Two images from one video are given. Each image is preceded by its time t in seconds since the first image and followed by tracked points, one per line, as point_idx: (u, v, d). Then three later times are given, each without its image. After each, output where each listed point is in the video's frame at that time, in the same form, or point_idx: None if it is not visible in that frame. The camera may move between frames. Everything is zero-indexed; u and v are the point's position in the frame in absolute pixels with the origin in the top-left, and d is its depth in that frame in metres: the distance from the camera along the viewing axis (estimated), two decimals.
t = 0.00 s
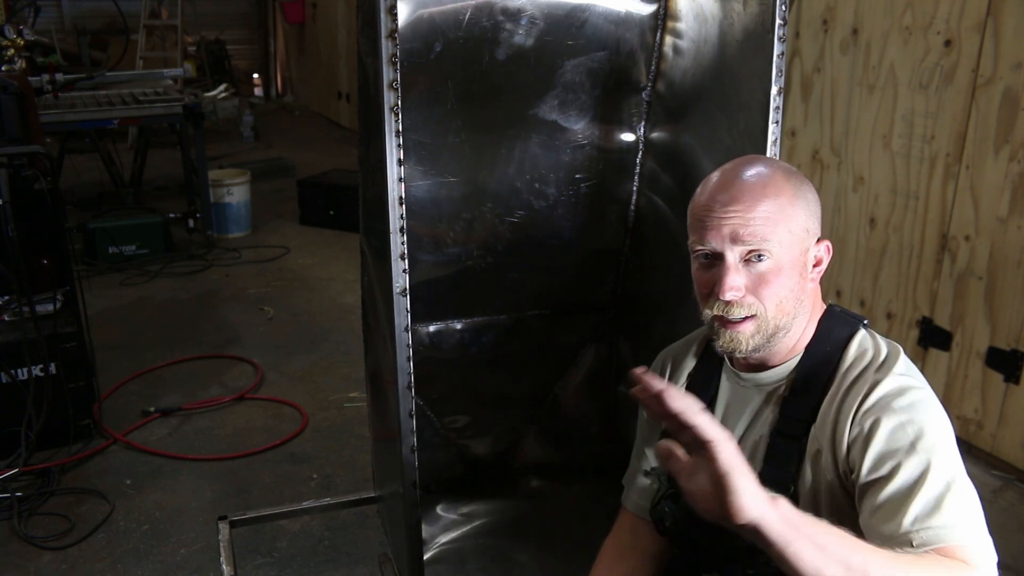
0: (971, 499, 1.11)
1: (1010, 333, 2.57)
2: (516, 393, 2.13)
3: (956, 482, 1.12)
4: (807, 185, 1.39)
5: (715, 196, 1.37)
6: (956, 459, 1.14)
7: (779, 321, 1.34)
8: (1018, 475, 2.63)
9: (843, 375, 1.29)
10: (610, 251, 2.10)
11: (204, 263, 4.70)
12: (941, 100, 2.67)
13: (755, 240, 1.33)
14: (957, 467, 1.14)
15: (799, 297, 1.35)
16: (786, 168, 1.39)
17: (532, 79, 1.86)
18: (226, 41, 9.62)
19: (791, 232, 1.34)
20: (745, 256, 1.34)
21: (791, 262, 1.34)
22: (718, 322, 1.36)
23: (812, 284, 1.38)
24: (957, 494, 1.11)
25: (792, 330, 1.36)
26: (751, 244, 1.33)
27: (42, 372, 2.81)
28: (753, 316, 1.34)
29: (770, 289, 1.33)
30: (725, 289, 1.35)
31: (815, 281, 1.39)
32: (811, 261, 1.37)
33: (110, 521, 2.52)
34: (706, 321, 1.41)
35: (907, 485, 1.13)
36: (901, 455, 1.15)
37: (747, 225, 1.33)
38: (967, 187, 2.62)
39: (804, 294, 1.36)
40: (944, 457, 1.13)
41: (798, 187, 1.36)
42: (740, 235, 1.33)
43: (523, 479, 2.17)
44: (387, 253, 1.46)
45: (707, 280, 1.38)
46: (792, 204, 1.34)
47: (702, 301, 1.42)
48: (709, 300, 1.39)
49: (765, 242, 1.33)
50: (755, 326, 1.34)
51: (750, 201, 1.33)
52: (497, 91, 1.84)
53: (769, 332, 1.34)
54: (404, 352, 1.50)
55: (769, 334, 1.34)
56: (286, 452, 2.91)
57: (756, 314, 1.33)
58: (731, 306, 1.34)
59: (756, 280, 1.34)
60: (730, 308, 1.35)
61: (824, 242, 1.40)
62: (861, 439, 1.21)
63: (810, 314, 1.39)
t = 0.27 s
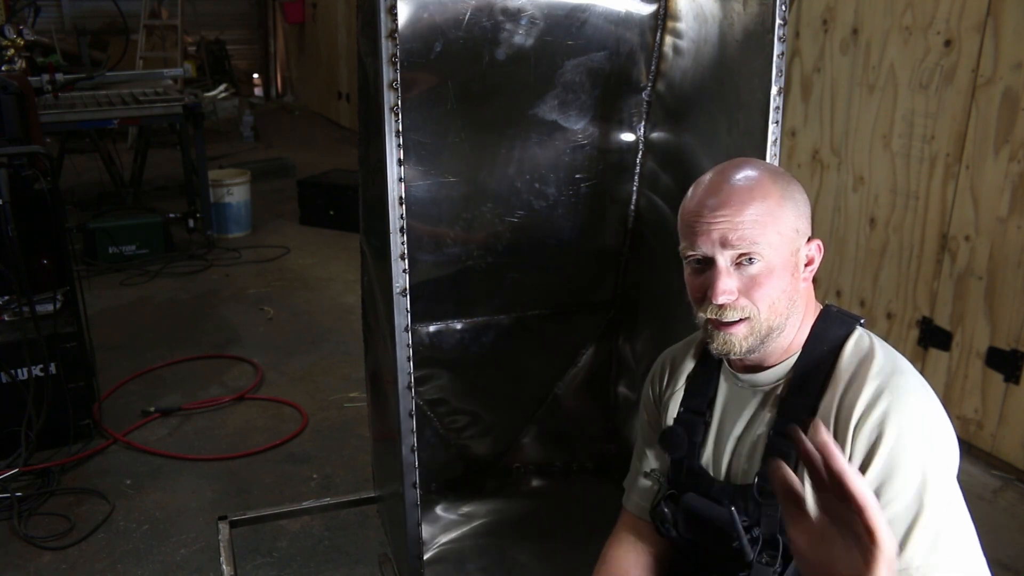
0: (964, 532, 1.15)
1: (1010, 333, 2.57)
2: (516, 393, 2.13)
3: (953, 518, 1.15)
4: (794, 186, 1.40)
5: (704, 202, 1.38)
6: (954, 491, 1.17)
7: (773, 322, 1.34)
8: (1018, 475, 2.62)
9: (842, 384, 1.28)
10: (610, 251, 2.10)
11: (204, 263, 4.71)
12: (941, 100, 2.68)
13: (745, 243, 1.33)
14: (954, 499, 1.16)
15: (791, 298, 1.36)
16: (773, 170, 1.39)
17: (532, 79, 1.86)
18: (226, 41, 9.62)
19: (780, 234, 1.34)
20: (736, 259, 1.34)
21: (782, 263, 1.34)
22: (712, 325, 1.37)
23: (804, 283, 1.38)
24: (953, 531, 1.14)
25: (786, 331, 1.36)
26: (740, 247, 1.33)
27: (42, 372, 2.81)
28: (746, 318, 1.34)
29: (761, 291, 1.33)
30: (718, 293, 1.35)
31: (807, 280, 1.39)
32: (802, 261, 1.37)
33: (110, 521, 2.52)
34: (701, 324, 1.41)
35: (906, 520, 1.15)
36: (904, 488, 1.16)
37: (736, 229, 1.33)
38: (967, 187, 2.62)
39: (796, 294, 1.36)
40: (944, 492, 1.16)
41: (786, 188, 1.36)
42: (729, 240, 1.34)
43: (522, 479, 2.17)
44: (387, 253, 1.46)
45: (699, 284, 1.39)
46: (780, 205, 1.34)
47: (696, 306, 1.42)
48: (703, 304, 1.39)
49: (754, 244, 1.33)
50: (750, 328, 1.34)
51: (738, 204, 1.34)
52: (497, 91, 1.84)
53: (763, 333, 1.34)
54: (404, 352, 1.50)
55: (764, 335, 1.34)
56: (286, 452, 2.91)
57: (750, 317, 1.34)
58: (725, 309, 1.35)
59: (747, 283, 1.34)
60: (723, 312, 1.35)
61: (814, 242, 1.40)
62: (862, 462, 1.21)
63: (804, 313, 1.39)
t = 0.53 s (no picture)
0: (969, 548, 1.15)
1: (1010, 333, 2.57)
2: (516, 393, 2.13)
3: (957, 535, 1.15)
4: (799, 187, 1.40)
5: (709, 196, 1.38)
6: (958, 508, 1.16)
7: (774, 319, 1.33)
8: (1018, 475, 2.62)
9: (841, 400, 1.26)
10: (610, 251, 2.11)
11: (204, 263, 4.71)
12: (941, 100, 2.68)
13: (749, 238, 1.33)
14: (958, 516, 1.16)
15: (793, 297, 1.35)
16: (778, 170, 1.40)
17: (532, 79, 1.86)
18: (226, 41, 9.62)
19: (784, 231, 1.34)
20: (740, 254, 1.34)
21: (785, 260, 1.34)
22: (713, 319, 1.36)
23: (806, 284, 1.38)
24: (957, 550, 1.15)
25: (786, 329, 1.35)
26: (745, 242, 1.33)
27: (42, 372, 2.81)
28: (748, 313, 1.33)
29: (764, 286, 1.33)
30: (720, 287, 1.35)
31: (809, 282, 1.39)
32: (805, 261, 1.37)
33: (110, 521, 2.52)
34: (701, 320, 1.41)
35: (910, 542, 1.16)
36: (906, 510, 1.16)
37: (742, 223, 1.33)
38: (967, 187, 2.62)
39: (798, 294, 1.36)
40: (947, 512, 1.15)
41: (792, 187, 1.37)
42: (734, 233, 1.33)
43: (522, 479, 2.17)
44: (387, 253, 1.46)
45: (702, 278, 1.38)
46: (785, 203, 1.34)
47: (696, 300, 1.41)
48: (705, 299, 1.39)
49: (759, 240, 1.33)
50: (750, 323, 1.33)
51: (744, 199, 1.34)
52: (497, 91, 1.84)
53: (765, 330, 1.33)
54: (404, 352, 1.50)
55: (764, 332, 1.33)
56: (286, 452, 2.91)
57: (752, 312, 1.33)
58: (726, 303, 1.34)
59: (750, 278, 1.34)
60: (725, 305, 1.34)
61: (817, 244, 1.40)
62: (863, 483, 1.20)
63: (805, 315, 1.39)
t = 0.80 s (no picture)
0: (965, 552, 1.16)
1: (1010, 333, 2.57)
2: (516, 393, 2.13)
3: (954, 537, 1.15)
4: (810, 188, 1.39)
5: (719, 197, 1.37)
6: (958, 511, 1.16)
7: (780, 323, 1.33)
8: (1018, 475, 2.62)
9: (845, 399, 1.26)
10: (610, 251, 2.11)
11: (204, 263, 4.70)
12: (941, 100, 2.67)
13: (758, 241, 1.32)
14: (957, 519, 1.16)
15: (800, 300, 1.36)
16: (789, 170, 1.39)
17: (532, 79, 1.86)
18: (226, 41, 9.62)
19: (793, 235, 1.33)
20: (748, 257, 1.34)
21: (793, 263, 1.34)
22: (720, 322, 1.36)
23: (813, 287, 1.38)
24: (953, 554, 1.15)
25: (792, 333, 1.36)
26: (754, 245, 1.32)
27: (42, 372, 2.81)
28: (754, 316, 1.33)
29: (772, 291, 1.33)
30: (727, 290, 1.35)
31: (816, 285, 1.39)
32: (813, 264, 1.37)
33: (110, 521, 2.52)
34: (706, 321, 1.41)
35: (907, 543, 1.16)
36: (906, 510, 1.16)
37: (752, 226, 1.32)
38: (967, 187, 2.62)
39: (805, 297, 1.36)
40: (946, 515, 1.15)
41: (802, 189, 1.36)
42: (744, 236, 1.33)
43: (522, 479, 2.17)
44: (387, 253, 1.46)
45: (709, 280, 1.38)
46: (795, 206, 1.34)
47: (703, 301, 1.41)
48: (712, 300, 1.39)
49: (768, 243, 1.33)
50: (757, 327, 1.33)
51: (754, 201, 1.33)
52: (497, 92, 1.84)
53: (770, 333, 1.34)
54: (405, 352, 1.50)
55: (770, 335, 1.34)
56: (286, 452, 2.91)
57: (758, 316, 1.33)
58: (733, 306, 1.34)
59: (758, 281, 1.34)
60: (732, 309, 1.35)
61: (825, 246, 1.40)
62: (864, 482, 1.20)
63: (811, 317, 1.39)
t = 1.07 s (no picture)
0: (964, 555, 1.16)
1: (1010, 333, 2.57)
2: (516, 393, 2.13)
3: (953, 539, 1.15)
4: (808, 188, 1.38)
5: (716, 200, 1.36)
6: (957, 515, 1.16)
7: (780, 326, 1.33)
8: (1018, 475, 2.62)
9: (847, 400, 1.26)
10: (610, 251, 2.11)
11: (204, 263, 4.70)
12: (941, 100, 2.67)
13: (755, 245, 1.32)
14: (956, 521, 1.16)
15: (799, 302, 1.35)
16: (786, 171, 1.38)
17: (532, 79, 1.86)
18: (226, 41, 9.62)
19: (791, 237, 1.33)
20: (746, 261, 1.33)
21: (791, 266, 1.33)
22: (720, 326, 1.36)
23: (813, 288, 1.38)
24: (951, 558, 1.15)
25: (792, 335, 1.36)
26: (751, 250, 1.32)
27: (42, 372, 2.81)
28: (753, 321, 1.33)
29: (769, 294, 1.33)
30: (726, 295, 1.34)
31: (816, 285, 1.39)
32: (812, 265, 1.36)
33: (110, 521, 2.52)
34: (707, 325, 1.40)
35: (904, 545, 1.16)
36: (905, 510, 1.16)
37: (748, 230, 1.32)
38: (967, 187, 2.62)
39: (804, 299, 1.36)
40: (945, 518, 1.15)
41: (799, 190, 1.35)
42: (741, 241, 1.33)
43: (522, 479, 2.17)
44: (387, 253, 1.46)
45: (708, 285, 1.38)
46: (792, 208, 1.33)
47: (703, 305, 1.41)
48: (711, 305, 1.38)
49: (764, 247, 1.32)
50: (756, 331, 1.33)
51: (750, 205, 1.33)
52: (497, 92, 1.84)
53: (770, 337, 1.34)
54: (404, 352, 1.50)
55: (770, 339, 1.34)
56: (286, 452, 2.91)
57: (757, 320, 1.33)
58: (732, 311, 1.34)
59: (756, 285, 1.33)
60: (731, 314, 1.34)
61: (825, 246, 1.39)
62: (864, 483, 1.20)
63: (812, 317, 1.39)
